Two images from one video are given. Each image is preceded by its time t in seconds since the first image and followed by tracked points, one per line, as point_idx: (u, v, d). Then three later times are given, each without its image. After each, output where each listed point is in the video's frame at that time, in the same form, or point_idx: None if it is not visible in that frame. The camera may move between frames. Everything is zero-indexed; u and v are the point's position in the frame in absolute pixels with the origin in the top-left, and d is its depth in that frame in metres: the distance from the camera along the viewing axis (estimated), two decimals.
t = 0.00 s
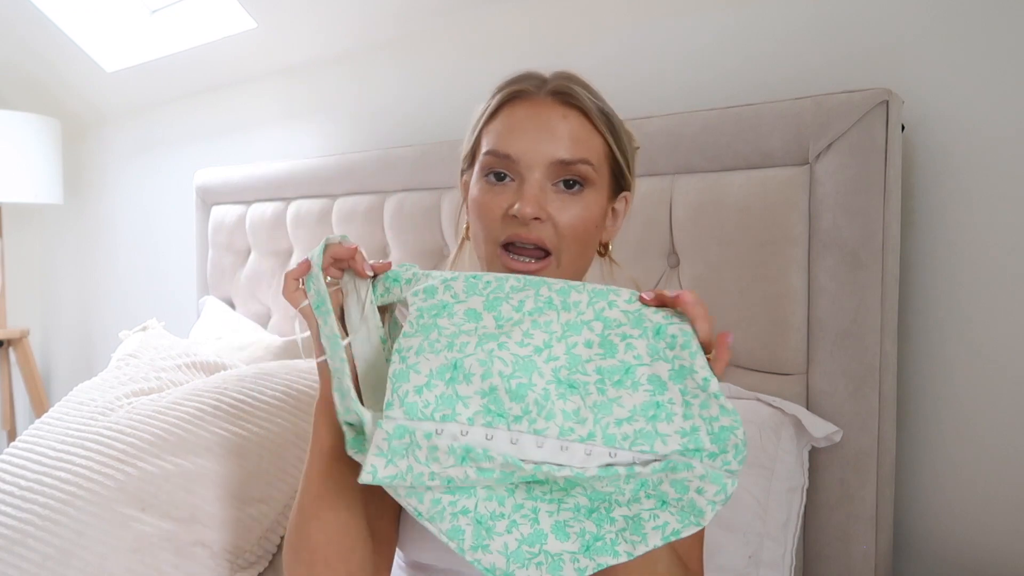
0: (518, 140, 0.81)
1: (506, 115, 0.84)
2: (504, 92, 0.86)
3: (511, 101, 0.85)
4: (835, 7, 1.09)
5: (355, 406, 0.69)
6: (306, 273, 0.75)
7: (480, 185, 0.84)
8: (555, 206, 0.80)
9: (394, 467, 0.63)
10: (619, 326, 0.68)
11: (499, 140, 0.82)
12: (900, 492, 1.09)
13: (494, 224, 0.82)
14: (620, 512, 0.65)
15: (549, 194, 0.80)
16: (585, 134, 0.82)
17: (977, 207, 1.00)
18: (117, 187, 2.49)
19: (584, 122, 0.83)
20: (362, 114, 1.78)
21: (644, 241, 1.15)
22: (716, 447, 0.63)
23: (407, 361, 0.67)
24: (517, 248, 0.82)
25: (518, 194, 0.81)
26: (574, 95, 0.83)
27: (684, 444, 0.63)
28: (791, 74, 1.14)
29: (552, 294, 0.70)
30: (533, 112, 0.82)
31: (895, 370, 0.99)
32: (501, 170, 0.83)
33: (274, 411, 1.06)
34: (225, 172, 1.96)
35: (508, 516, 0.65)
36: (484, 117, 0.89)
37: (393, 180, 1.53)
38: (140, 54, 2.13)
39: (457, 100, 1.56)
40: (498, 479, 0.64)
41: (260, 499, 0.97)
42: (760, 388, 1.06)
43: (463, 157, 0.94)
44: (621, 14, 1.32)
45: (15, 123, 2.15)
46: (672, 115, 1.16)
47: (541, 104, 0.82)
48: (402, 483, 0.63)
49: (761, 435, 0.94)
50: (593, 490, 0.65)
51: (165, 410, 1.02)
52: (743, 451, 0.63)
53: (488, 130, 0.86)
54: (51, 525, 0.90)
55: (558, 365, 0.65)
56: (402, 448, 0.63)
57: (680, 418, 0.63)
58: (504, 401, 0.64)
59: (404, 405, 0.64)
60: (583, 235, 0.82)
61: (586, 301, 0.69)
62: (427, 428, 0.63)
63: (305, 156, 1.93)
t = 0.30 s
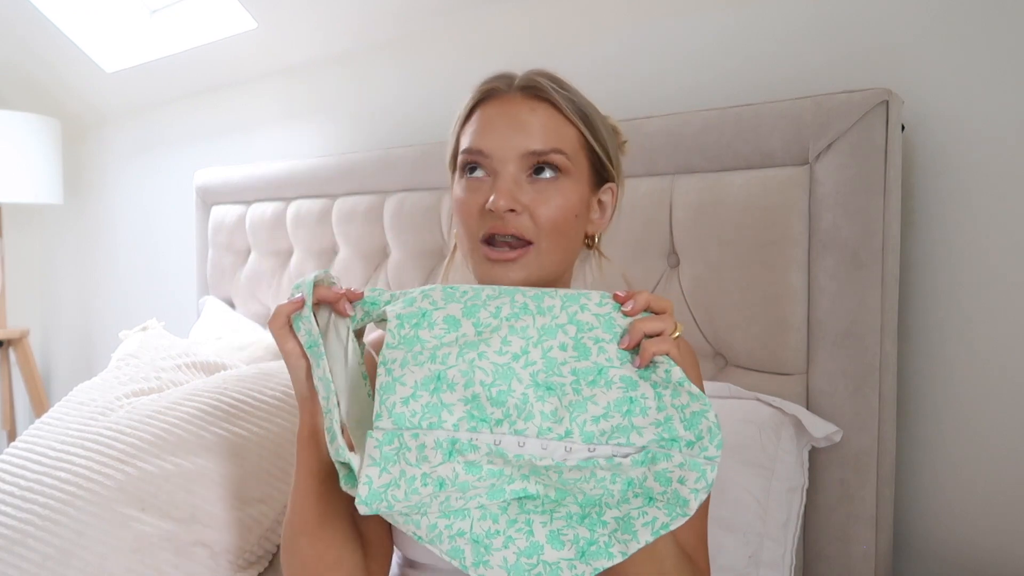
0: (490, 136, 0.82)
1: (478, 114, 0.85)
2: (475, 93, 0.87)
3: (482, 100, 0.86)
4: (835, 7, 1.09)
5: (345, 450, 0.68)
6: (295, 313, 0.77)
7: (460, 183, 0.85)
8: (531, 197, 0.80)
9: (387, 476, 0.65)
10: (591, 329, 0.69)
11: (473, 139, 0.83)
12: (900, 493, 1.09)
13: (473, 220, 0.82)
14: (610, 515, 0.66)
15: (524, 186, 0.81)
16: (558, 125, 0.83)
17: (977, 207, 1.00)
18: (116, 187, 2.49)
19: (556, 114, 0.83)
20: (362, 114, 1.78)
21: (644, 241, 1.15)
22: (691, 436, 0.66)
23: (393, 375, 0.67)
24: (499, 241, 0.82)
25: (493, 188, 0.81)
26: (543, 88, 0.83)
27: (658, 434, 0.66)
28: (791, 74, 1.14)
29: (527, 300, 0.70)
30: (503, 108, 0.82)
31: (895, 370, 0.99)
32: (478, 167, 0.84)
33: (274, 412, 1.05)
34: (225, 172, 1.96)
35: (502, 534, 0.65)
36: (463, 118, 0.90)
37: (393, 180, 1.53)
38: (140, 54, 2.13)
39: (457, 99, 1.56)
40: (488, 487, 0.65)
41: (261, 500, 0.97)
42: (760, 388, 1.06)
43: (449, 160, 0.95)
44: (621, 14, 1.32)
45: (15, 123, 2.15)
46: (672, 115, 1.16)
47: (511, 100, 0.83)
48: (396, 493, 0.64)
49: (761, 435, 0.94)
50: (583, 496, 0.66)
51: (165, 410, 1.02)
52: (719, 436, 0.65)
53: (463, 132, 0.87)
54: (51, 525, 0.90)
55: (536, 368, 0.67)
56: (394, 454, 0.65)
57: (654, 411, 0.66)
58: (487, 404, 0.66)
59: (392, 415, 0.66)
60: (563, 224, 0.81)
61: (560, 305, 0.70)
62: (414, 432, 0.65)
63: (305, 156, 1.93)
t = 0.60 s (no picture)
0: (483, 136, 0.82)
1: (471, 114, 0.85)
2: (468, 93, 0.87)
3: (475, 100, 0.86)
4: (835, 7, 1.09)
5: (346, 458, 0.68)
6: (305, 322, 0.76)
7: (453, 184, 0.85)
8: (524, 197, 0.80)
9: (382, 479, 0.65)
10: (581, 329, 0.70)
11: (466, 139, 0.83)
12: (900, 493, 1.09)
13: (466, 220, 0.82)
14: (604, 518, 0.65)
15: (517, 186, 0.81)
16: (550, 125, 0.83)
17: (978, 207, 1.00)
18: (116, 187, 2.49)
19: (548, 113, 0.83)
20: (362, 114, 1.78)
21: (644, 241, 1.15)
22: (680, 436, 0.65)
23: (385, 380, 0.69)
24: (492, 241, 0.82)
25: (486, 189, 0.81)
26: (536, 88, 0.83)
27: (648, 434, 0.65)
28: (791, 74, 1.14)
29: (517, 302, 0.71)
30: (496, 108, 0.83)
31: (895, 370, 1.00)
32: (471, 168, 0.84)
33: (274, 412, 1.05)
34: (225, 172, 1.96)
35: (499, 535, 0.65)
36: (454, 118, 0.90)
37: (393, 180, 1.53)
38: (141, 54, 2.13)
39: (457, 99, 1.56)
40: (482, 488, 0.65)
41: (261, 500, 0.97)
42: (760, 388, 1.06)
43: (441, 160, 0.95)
44: (621, 14, 1.32)
45: (15, 123, 2.15)
46: (672, 115, 1.16)
47: (504, 100, 0.83)
48: (391, 496, 0.64)
49: (761, 436, 0.94)
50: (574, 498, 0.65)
51: (165, 410, 1.02)
52: (708, 436, 0.65)
53: (456, 132, 0.87)
54: (51, 525, 0.90)
55: (526, 370, 0.68)
56: (387, 459, 0.65)
57: (644, 410, 0.66)
58: (477, 405, 0.67)
59: (385, 420, 0.66)
60: (555, 224, 0.81)
61: (549, 306, 0.71)
62: (406, 435, 0.66)
63: (305, 156, 1.93)
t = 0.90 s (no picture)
0: (488, 141, 0.82)
1: (473, 117, 0.85)
2: (468, 96, 0.87)
3: (476, 103, 0.86)
4: (835, 7, 1.09)
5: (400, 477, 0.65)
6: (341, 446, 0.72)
7: (456, 187, 0.85)
8: (530, 200, 0.80)
9: (420, 472, 0.65)
10: (627, 322, 0.67)
11: (468, 143, 0.83)
12: (901, 493, 1.09)
13: (471, 224, 0.82)
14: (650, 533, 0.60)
15: (523, 190, 0.81)
16: (553, 128, 0.83)
17: (977, 207, 1.00)
18: (117, 187, 2.49)
19: (551, 117, 0.84)
20: (362, 114, 1.78)
21: (644, 241, 1.15)
22: (732, 435, 0.60)
23: (431, 377, 0.68)
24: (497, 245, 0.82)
25: (492, 193, 0.81)
26: (538, 91, 0.84)
27: (696, 435, 0.61)
28: (791, 74, 1.14)
29: (565, 300, 0.70)
30: (500, 112, 0.83)
31: (895, 370, 1.00)
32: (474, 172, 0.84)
33: (275, 411, 1.05)
34: (225, 172, 1.96)
35: (532, 544, 0.62)
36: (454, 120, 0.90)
37: (393, 181, 1.53)
38: (141, 54, 2.13)
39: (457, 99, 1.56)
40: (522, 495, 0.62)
41: (261, 500, 0.97)
42: (760, 388, 1.06)
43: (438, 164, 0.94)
44: (621, 14, 1.32)
45: (15, 123, 2.15)
46: (672, 115, 1.16)
47: (507, 104, 0.83)
48: (426, 487, 0.64)
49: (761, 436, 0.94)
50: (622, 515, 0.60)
51: (165, 410, 1.02)
52: (763, 436, 0.59)
53: (457, 135, 0.87)
54: (51, 525, 0.90)
55: (569, 364, 0.66)
56: (429, 450, 0.66)
57: (692, 407, 0.62)
58: (517, 400, 0.65)
59: (428, 415, 0.66)
60: (561, 227, 0.82)
61: (596, 302, 0.69)
62: (448, 426, 0.65)
63: (305, 156, 1.93)
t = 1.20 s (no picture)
0: (499, 148, 0.82)
1: (479, 124, 0.84)
2: (471, 101, 0.86)
3: (481, 109, 0.85)
4: (835, 7, 1.09)
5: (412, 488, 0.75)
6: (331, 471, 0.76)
7: (463, 194, 0.84)
8: (543, 208, 0.82)
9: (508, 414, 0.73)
10: (691, 350, 0.67)
11: (477, 151, 0.83)
12: (901, 493, 1.09)
13: (483, 232, 0.83)
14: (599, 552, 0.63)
15: (535, 197, 0.83)
16: (558, 134, 0.85)
17: (977, 207, 1.00)
18: (117, 187, 2.49)
19: (556, 122, 0.85)
20: (362, 114, 1.78)
21: (644, 241, 1.15)
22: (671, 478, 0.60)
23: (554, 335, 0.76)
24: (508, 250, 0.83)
25: (505, 200, 0.82)
26: (542, 97, 0.84)
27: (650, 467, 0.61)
28: (791, 74, 1.14)
29: (674, 311, 0.72)
30: (508, 119, 0.83)
31: (895, 370, 1.00)
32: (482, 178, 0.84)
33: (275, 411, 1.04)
34: (225, 172, 1.96)
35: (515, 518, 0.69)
36: (450, 122, 0.88)
37: (393, 180, 1.53)
38: (141, 54, 2.13)
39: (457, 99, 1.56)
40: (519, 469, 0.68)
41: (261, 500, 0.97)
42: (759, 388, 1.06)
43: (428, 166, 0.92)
44: (621, 14, 1.32)
45: (15, 123, 2.15)
46: (672, 115, 1.16)
47: (513, 110, 0.84)
48: (515, 440, 0.69)
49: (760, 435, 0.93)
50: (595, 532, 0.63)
51: (165, 410, 1.02)
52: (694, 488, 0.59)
53: (459, 140, 0.86)
54: (51, 525, 0.90)
55: (630, 368, 0.67)
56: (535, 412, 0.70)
57: (667, 438, 0.63)
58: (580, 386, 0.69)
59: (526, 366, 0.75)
60: (569, 231, 0.85)
61: (688, 324, 0.69)
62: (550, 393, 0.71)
63: (305, 156, 1.93)
